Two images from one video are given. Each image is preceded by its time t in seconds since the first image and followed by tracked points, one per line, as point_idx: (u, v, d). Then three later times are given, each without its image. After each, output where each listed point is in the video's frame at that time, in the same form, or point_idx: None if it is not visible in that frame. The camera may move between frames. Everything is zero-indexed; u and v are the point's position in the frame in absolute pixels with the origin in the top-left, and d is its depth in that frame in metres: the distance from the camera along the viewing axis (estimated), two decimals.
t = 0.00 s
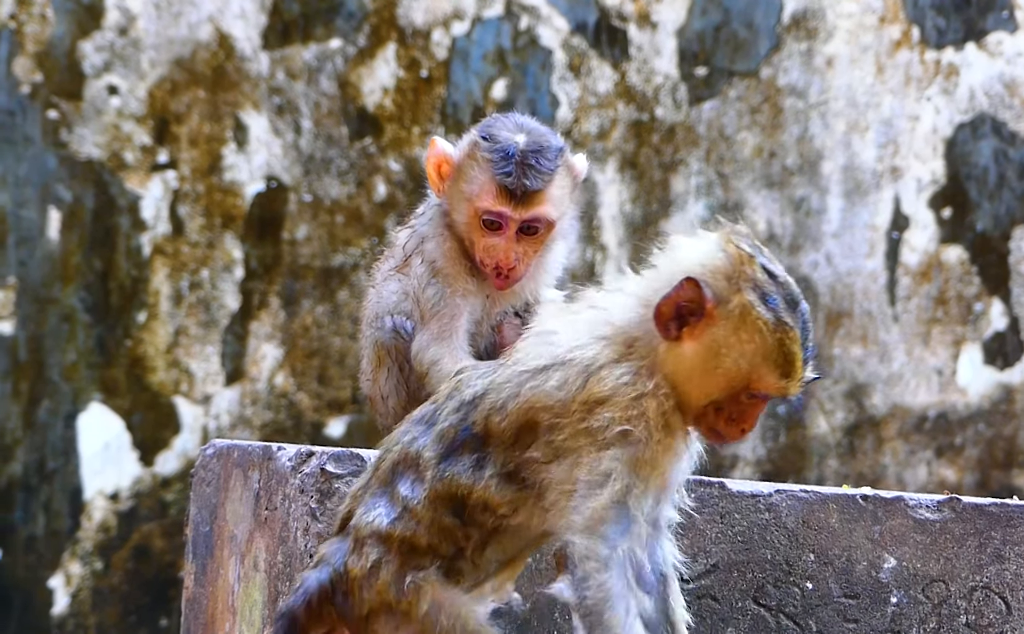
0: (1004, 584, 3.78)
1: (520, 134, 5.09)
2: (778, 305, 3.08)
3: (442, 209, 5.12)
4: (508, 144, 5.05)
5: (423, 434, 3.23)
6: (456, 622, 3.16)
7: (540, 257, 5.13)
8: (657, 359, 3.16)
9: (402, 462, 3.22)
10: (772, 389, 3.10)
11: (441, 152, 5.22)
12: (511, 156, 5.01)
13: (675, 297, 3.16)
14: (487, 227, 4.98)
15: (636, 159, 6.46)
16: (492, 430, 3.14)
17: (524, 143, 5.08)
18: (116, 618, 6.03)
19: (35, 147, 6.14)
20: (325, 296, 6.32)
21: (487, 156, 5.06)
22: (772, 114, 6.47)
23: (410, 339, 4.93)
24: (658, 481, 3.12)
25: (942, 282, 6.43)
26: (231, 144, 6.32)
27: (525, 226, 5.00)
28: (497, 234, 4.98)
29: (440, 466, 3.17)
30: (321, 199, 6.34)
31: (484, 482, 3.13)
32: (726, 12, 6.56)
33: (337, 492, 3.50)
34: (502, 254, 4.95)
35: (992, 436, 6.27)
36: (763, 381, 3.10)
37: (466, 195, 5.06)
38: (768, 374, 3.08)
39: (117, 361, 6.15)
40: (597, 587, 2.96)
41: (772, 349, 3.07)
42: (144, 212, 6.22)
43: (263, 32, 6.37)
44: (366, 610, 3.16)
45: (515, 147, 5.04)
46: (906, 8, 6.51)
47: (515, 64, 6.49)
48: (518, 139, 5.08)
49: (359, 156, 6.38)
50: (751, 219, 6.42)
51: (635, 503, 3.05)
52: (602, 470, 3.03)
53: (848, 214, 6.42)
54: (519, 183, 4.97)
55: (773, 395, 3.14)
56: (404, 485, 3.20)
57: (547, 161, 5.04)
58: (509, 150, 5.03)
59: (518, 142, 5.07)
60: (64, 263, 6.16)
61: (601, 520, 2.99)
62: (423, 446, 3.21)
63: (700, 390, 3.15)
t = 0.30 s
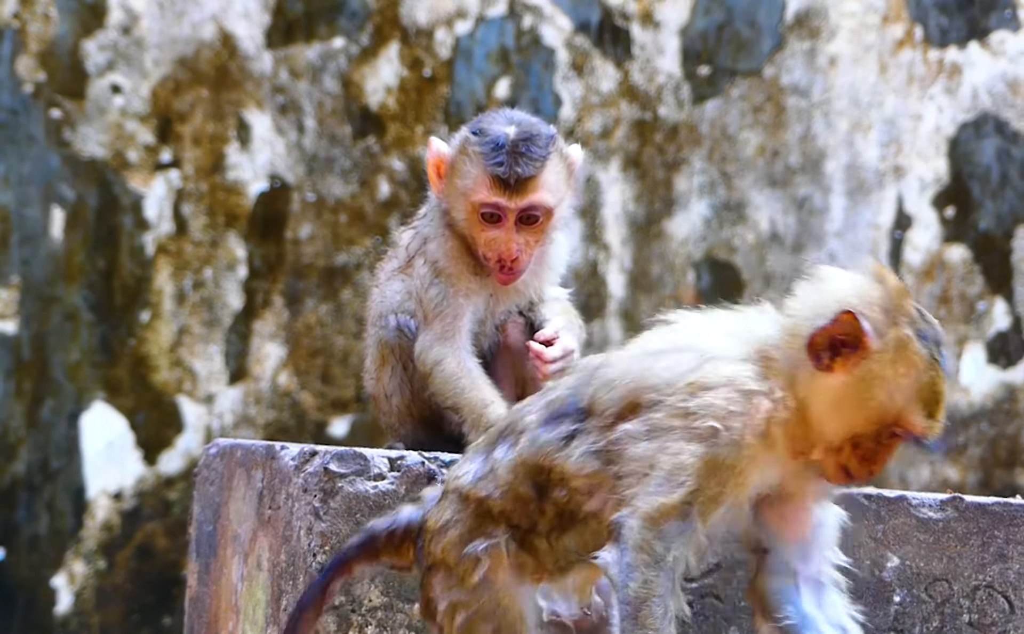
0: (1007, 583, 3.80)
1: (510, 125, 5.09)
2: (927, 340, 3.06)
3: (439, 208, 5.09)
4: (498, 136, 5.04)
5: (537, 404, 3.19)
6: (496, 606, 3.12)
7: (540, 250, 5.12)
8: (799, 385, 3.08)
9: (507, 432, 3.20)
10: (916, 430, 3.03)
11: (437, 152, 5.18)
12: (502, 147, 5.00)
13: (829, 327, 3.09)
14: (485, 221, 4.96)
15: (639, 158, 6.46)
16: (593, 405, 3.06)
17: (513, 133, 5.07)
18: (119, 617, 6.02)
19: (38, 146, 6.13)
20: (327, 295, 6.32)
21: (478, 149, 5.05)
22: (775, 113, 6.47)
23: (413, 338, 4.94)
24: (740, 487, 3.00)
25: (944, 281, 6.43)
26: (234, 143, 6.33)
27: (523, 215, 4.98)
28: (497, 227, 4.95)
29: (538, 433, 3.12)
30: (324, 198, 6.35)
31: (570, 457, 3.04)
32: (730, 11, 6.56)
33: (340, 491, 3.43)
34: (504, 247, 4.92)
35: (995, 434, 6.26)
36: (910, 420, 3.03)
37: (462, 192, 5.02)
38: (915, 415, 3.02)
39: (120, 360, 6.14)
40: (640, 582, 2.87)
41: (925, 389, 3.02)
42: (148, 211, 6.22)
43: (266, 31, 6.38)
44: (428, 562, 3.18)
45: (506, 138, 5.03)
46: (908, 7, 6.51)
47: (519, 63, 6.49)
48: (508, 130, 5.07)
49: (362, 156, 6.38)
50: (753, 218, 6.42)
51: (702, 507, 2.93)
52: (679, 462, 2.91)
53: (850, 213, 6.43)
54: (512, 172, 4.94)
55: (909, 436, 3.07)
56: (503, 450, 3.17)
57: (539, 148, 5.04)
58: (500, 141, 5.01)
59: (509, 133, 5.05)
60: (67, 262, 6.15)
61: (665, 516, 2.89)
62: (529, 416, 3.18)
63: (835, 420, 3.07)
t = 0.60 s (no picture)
0: (1011, 584, 3.89)
1: (507, 123, 5.14)
2: None
3: (440, 210, 5.11)
4: (496, 133, 5.09)
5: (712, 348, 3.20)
6: (618, 493, 3.14)
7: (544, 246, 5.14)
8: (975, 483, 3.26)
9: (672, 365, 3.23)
10: None
11: (434, 156, 5.19)
12: (500, 144, 5.05)
13: None
14: (489, 219, 4.99)
15: (641, 158, 6.46)
16: (770, 365, 3.07)
17: (510, 130, 5.13)
18: (121, 617, 6.02)
19: (40, 146, 6.10)
20: (330, 295, 6.34)
21: (475, 148, 5.11)
22: (777, 114, 6.47)
23: (416, 339, 4.91)
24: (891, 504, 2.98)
25: (947, 281, 6.42)
26: (236, 144, 6.33)
27: (525, 210, 5.02)
28: (500, 224, 4.99)
29: (707, 378, 3.14)
30: (326, 198, 6.35)
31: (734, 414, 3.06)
32: (732, 11, 6.55)
33: (343, 491, 3.43)
34: (509, 243, 4.95)
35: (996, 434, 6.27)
36: None
37: (464, 191, 5.05)
38: None
39: (123, 360, 6.14)
40: (769, 577, 2.88)
41: None
42: (150, 211, 6.22)
43: (268, 31, 6.38)
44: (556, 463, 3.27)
45: (503, 135, 5.08)
46: (911, 8, 6.51)
47: (521, 63, 6.49)
48: (504, 128, 5.12)
49: (365, 156, 6.39)
50: (755, 218, 6.43)
51: (854, 514, 2.92)
52: (851, 463, 2.89)
53: (852, 213, 6.43)
54: (513, 168, 4.99)
55: None
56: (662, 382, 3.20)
57: (537, 142, 5.09)
58: (498, 138, 5.07)
59: (506, 131, 5.10)
60: (69, 262, 6.13)
61: (816, 517, 2.88)
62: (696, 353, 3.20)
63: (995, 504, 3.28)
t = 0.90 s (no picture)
0: (1014, 581, 3.90)
1: (508, 118, 5.11)
2: None
3: (442, 208, 5.12)
4: (498, 129, 5.06)
5: (751, 388, 2.89)
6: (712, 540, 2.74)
7: (546, 241, 5.13)
8: None
9: (708, 411, 2.89)
10: None
11: (435, 155, 5.21)
12: (502, 139, 5.01)
13: None
14: (492, 215, 4.98)
15: (644, 155, 6.45)
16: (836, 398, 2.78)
17: (512, 125, 5.09)
18: (124, 614, 6.02)
19: (43, 143, 6.12)
20: (332, 293, 6.32)
21: (478, 145, 5.08)
22: (780, 111, 6.46)
23: (418, 336, 4.89)
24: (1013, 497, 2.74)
25: (950, 278, 6.42)
26: (239, 141, 6.32)
27: (529, 205, 5.00)
28: (503, 220, 4.97)
29: (773, 422, 2.80)
30: (328, 196, 6.34)
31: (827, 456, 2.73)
32: (735, 8, 6.54)
33: (345, 488, 3.40)
34: (512, 239, 4.93)
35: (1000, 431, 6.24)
36: None
37: (465, 188, 5.05)
38: None
39: (125, 357, 6.15)
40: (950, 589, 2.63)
41: None
42: (152, 209, 6.21)
43: (271, 28, 6.37)
44: (608, 546, 2.80)
45: (505, 130, 5.04)
46: (914, 5, 6.50)
47: (524, 60, 6.47)
48: (506, 123, 5.09)
49: (367, 153, 6.38)
50: (759, 215, 6.42)
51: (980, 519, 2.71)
52: (975, 478, 2.63)
53: (856, 210, 6.41)
54: (516, 164, 4.96)
55: None
56: (707, 437, 2.85)
57: (539, 138, 5.06)
58: (500, 134, 5.03)
59: (508, 126, 5.07)
60: (72, 259, 6.15)
61: (950, 529, 2.64)
62: (737, 399, 2.88)
63: None
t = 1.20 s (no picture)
0: (1012, 580, 4.00)
1: (510, 117, 5.11)
2: None
3: (442, 206, 5.12)
4: (501, 127, 5.06)
5: (712, 467, 2.94)
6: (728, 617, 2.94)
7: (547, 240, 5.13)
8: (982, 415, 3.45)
9: (678, 501, 2.96)
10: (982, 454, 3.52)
11: (434, 154, 5.21)
12: (506, 138, 5.02)
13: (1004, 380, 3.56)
14: (495, 213, 4.99)
15: (643, 154, 6.45)
16: (802, 456, 2.87)
17: (515, 124, 5.09)
18: (122, 613, 6.02)
19: (41, 142, 6.13)
20: (330, 291, 6.32)
21: (480, 143, 5.08)
22: (779, 109, 6.46)
23: (417, 335, 4.89)
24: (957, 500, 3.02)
25: (949, 277, 6.41)
26: (237, 140, 6.32)
27: (532, 204, 5.01)
28: (506, 218, 4.97)
29: (751, 498, 2.87)
30: (327, 195, 6.33)
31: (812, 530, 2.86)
32: (733, 6, 6.56)
33: (343, 487, 3.40)
34: (514, 237, 4.94)
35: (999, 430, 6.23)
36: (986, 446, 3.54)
37: (468, 186, 5.06)
38: None
39: (123, 356, 6.15)
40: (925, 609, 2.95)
41: None
42: (151, 208, 6.22)
43: (269, 27, 6.37)
44: None
45: (509, 129, 5.05)
46: (912, 4, 6.51)
47: (522, 59, 6.48)
48: (509, 121, 5.09)
49: (366, 152, 6.37)
50: (757, 214, 6.42)
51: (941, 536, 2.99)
52: (941, 501, 2.87)
53: (854, 209, 6.40)
54: (520, 163, 4.97)
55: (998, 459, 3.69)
56: (684, 528, 2.94)
57: (542, 137, 5.06)
58: (503, 132, 5.04)
59: (511, 124, 5.07)
60: (70, 258, 6.16)
61: (918, 555, 2.93)
62: (703, 482, 2.93)
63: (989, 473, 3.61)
